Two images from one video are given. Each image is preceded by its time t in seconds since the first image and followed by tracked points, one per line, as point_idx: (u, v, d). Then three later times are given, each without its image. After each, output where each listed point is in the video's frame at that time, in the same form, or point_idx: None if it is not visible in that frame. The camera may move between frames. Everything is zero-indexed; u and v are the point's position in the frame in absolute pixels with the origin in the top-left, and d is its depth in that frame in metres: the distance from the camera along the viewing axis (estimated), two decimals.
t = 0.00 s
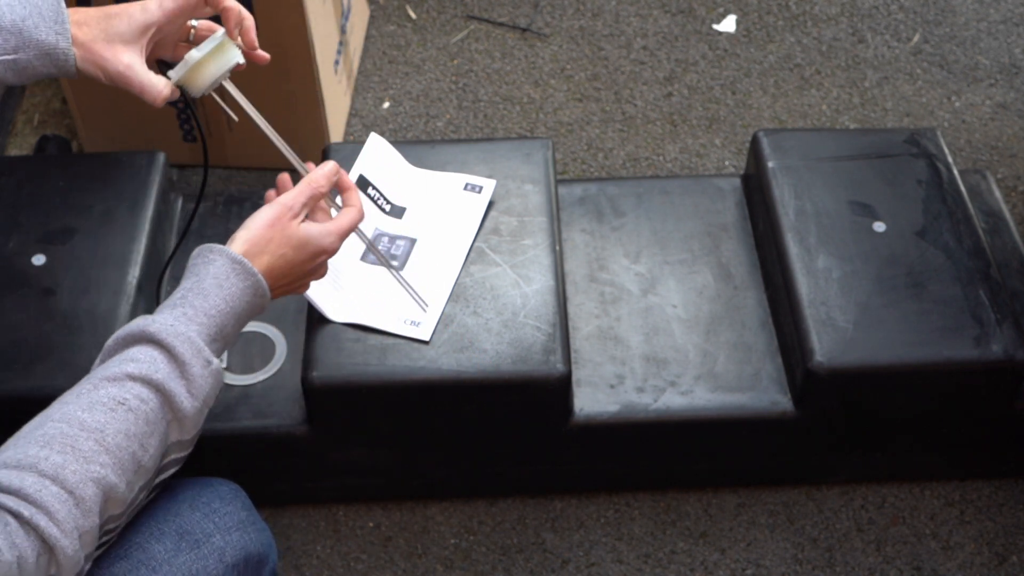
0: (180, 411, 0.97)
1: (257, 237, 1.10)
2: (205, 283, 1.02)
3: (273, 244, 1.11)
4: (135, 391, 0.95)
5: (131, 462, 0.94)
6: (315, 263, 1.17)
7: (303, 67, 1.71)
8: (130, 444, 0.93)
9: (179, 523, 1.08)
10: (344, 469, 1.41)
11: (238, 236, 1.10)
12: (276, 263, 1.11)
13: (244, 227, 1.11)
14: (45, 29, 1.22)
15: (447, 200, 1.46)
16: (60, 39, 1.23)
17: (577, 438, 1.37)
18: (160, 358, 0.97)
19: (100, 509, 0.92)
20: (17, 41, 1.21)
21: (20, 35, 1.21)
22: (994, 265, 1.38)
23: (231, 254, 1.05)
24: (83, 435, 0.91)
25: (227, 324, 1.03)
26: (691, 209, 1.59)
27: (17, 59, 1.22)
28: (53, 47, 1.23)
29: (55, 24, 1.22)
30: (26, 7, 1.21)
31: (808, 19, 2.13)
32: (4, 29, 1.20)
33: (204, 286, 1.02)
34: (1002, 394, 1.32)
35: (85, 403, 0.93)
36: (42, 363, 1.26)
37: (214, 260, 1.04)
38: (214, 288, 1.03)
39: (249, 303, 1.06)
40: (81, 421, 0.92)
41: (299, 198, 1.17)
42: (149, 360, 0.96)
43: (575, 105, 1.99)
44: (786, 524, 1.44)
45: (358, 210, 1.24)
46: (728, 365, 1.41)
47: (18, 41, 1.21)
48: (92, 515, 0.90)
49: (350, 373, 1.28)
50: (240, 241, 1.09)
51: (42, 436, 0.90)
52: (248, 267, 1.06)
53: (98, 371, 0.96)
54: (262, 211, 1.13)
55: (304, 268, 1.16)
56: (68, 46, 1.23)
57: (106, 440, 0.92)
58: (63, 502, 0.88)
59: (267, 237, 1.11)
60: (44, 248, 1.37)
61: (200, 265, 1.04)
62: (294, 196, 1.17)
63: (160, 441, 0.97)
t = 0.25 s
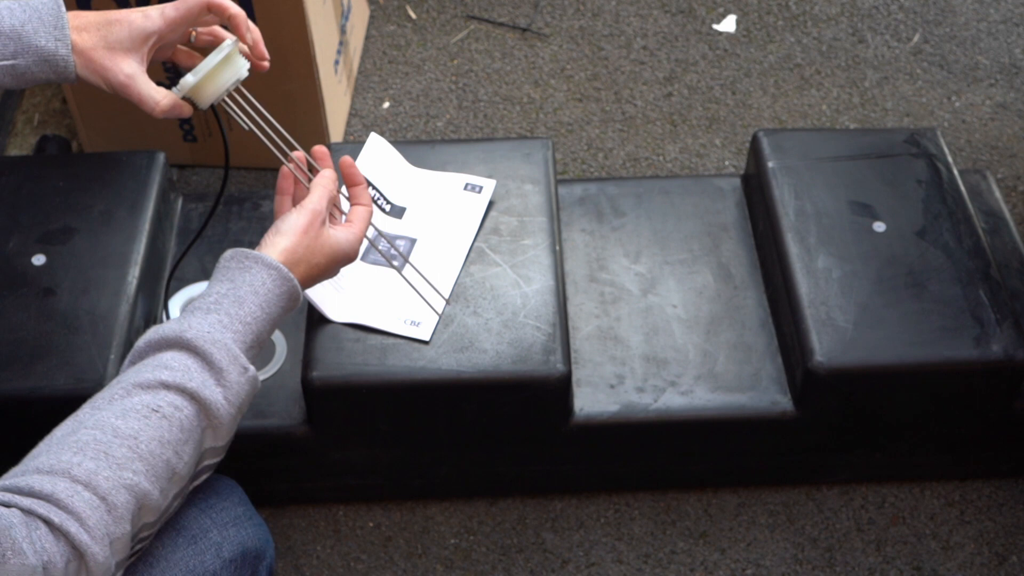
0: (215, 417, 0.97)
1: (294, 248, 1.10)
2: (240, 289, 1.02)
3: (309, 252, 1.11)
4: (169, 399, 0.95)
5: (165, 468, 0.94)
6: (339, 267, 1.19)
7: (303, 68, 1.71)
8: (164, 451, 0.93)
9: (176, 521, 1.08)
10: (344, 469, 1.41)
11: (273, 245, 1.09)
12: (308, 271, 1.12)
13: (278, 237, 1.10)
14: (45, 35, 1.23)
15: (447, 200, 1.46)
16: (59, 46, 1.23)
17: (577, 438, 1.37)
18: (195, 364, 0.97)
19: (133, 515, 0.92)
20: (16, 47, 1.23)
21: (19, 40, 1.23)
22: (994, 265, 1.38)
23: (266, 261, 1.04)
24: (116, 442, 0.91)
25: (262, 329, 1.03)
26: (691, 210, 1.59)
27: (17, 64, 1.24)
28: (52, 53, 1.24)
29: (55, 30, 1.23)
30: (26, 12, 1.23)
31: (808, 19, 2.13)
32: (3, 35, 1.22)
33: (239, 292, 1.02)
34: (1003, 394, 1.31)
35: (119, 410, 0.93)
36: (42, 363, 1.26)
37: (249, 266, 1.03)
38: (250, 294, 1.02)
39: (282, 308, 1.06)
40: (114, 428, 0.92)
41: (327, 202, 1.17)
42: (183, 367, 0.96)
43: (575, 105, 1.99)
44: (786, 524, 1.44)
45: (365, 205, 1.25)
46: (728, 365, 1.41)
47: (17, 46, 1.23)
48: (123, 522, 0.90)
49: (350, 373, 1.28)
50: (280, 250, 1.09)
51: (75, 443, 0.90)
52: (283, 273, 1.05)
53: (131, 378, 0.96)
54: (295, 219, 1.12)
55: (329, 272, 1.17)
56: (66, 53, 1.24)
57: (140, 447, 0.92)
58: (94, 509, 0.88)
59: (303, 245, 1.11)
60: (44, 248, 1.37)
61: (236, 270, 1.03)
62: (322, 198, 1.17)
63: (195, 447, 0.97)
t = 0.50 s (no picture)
0: (240, 431, 0.98)
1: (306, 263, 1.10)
2: (258, 305, 1.03)
3: (322, 268, 1.12)
4: (193, 413, 0.95)
5: (193, 482, 0.94)
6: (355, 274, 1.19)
7: (303, 68, 1.71)
8: (191, 464, 0.94)
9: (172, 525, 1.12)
10: (344, 469, 1.41)
11: (288, 259, 1.09)
12: (324, 284, 1.13)
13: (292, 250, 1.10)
14: (49, 40, 1.23)
15: (447, 200, 1.46)
16: (64, 51, 1.23)
17: (577, 438, 1.37)
18: (217, 380, 0.98)
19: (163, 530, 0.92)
20: (21, 52, 1.22)
21: (23, 45, 1.22)
22: (994, 264, 1.38)
23: (282, 276, 1.06)
24: (142, 456, 0.92)
25: (282, 344, 1.04)
26: (691, 210, 1.59)
27: (21, 70, 1.23)
28: (58, 58, 1.23)
29: (59, 35, 1.23)
30: (30, 18, 1.23)
31: (807, 19, 2.13)
32: (8, 40, 1.22)
33: (258, 308, 1.03)
34: (1003, 394, 1.31)
35: (144, 426, 0.94)
36: (42, 363, 1.26)
37: (266, 282, 1.05)
38: (268, 309, 1.04)
39: (301, 324, 1.07)
40: (140, 443, 0.93)
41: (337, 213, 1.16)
42: (206, 382, 0.97)
43: (575, 105, 1.99)
44: (785, 524, 1.44)
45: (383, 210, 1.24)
46: (727, 365, 1.41)
47: (22, 51, 1.22)
48: (154, 535, 0.90)
49: (350, 373, 1.28)
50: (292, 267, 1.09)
51: (102, 459, 0.91)
52: (300, 286, 1.06)
53: (155, 397, 0.97)
54: (308, 233, 1.12)
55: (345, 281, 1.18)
56: (71, 58, 1.23)
57: (166, 460, 0.93)
58: (124, 522, 0.88)
59: (317, 260, 1.11)
60: (44, 247, 1.37)
61: (253, 287, 1.05)
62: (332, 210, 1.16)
63: (220, 461, 0.97)
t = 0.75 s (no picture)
0: (227, 445, 0.97)
1: (285, 277, 1.10)
2: (246, 321, 1.03)
3: (302, 281, 1.11)
4: (180, 427, 0.94)
5: (179, 495, 0.93)
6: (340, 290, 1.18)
7: (303, 68, 1.71)
8: (177, 478, 0.93)
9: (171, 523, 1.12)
10: (344, 469, 1.41)
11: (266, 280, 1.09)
12: (307, 301, 1.12)
13: (271, 266, 1.10)
14: (49, 42, 1.23)
15: (447, 200, 1.46)
16: (65, 53, 1.23)
17: (577, 437, 1.37)
18: (204, 394, 0.97)
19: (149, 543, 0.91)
20: (20, 54, 1.22)
21: (23, 47, 1.22)
22: (994, 265, 1.38)
23: (269, 292, 1.05)
24: (128, 469, 0.91)
25: (270, 361, 1.04)
26: (691, 210, 1.59)
27: (21, 72, 1.23)
28: (58, 61, 1.23)
29: (60, 37, 1.23)
30: (30, 20, 1.23)
31: (808, 19, 2.13)
32: (7, 42, 1.21)
33: (246, 324, 1.03)
34: (1003, 394, 1.31)
35: (131, 439, 0.93)
36: (42, 363, 1.26)
37: (253, 299, 1.05)
38: (255, 325, 1.03)
39: (289, 341, 1.07)
40: (126, 457, 0.92)
41: (320, 230, 1.15)
42: (193, 397, 0.96)
43: (575, 105, 1.99)
44: (785, 524, 1.44)
45: (377, 222, 1.23)
46: (727, 365, 1.41)
47: (21, 53, 1.22)
48: (140, 547, 0.89)
49: (350, 373, 1.28)
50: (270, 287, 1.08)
51: (88, 472, 0.90)
52: (288, 303, 1.06)
53: (143, 412, 0.96)
54: (289, 249, 1.12)
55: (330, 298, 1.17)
56: (72, 60, 1.23)
57: (152, 474, 0.92)
58: (110, 534, 0.87)
59: (297, 279, 1.10)
60: (44, 247, 1.37)
61: (240, 304, 1.05)
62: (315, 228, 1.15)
63: (208, 476, 0.96)
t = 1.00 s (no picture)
0: (205, 455, 0.96)
1: (275, 301, 1.10)
2: (226, 335, 1.03)
3: (290, 309, 1.11)
4: (156, 438, 0.94)
5: (157, 507, 0.93)
6: (337, 329, 1.16)
7: (303, 69, 1.71)
8: (154, 490, 0.93)
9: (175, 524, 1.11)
10: (344, 469, 1.41)
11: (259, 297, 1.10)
12: (294, 328, 1.11)
13: (264, 289, 1.11)
14: (44, 37, 1.22)
15: (447, 200, 1.46)
16: (60, 47, 1.23)
17: (577, 437, 1.37)
18: (182, 406, 0.97)
19: (127, 557, 0.91)
20: (16, 49, 1.21)
21: (19, 42, 1.21)
22: (994, 265, 1.38)
23: (251, 304, 1.06)
24: (104, 484, 0.91)
25: (250, 372, 1.04)
26: (691, 210, 1.59)
27: (16, 68, 1.22)
28: (53, 55, 1.23)
29: (54, 32, 1.22)
30: (24, 15, 1.22)
31: (808, 19, 2.13)
32: (3, 38, 1.20)
33: (226, 338, 1.03)
34: (1003, 394, 1.31)
35: (107, 453, 0.93)
36: (41, 363, 1.26)
37: (234, 311, 1.06)
38: (234, 336, 1.04)
39: (272, 354, 1.07)
40: (102, 471, 0.91)
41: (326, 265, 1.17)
42: (170, 408, 0.96)
43: (575, 105, 1.99)
44: (786, 524, 1.44)
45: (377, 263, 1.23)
46: (727, 365, 1.41)
47: (17, 48, 1.21)
48: (116, 562, 0.89)
49: (350, 373, 1.28)
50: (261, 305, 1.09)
51: (64, 489, 0.90)
52: (269, 314, 1.07)
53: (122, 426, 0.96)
54: (285, 274, 1.13)
55: (326, 335, 1.15)
56: (68, 54, 1.23)
57: (128, 487, 0.91)
58: (86, 549, 0.87)
59: (287, 304, 1.11)
60: (44, 247, 1.37)
61: (221, 317, 1.06)
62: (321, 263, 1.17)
63: (188, 486, 0.96)
